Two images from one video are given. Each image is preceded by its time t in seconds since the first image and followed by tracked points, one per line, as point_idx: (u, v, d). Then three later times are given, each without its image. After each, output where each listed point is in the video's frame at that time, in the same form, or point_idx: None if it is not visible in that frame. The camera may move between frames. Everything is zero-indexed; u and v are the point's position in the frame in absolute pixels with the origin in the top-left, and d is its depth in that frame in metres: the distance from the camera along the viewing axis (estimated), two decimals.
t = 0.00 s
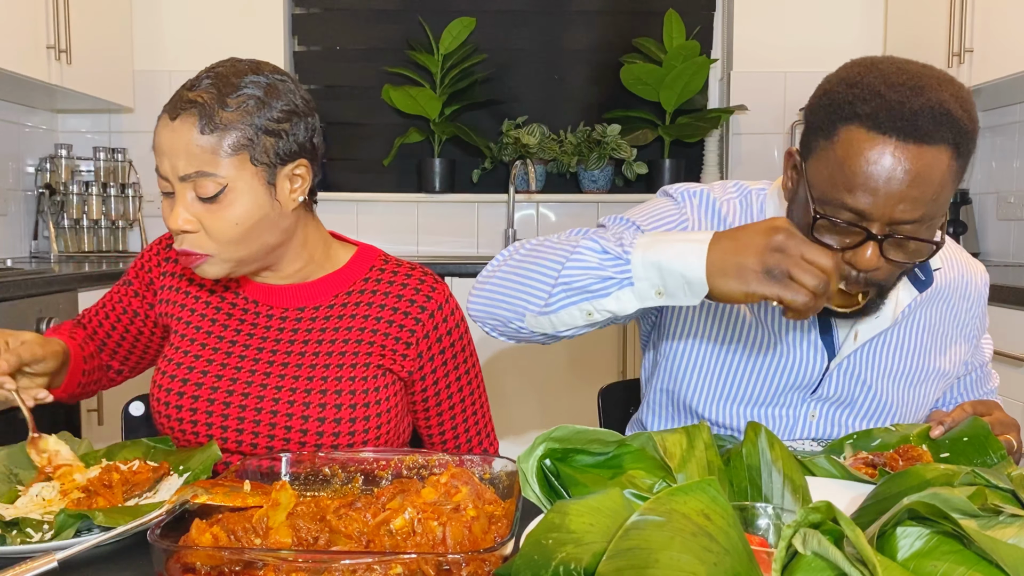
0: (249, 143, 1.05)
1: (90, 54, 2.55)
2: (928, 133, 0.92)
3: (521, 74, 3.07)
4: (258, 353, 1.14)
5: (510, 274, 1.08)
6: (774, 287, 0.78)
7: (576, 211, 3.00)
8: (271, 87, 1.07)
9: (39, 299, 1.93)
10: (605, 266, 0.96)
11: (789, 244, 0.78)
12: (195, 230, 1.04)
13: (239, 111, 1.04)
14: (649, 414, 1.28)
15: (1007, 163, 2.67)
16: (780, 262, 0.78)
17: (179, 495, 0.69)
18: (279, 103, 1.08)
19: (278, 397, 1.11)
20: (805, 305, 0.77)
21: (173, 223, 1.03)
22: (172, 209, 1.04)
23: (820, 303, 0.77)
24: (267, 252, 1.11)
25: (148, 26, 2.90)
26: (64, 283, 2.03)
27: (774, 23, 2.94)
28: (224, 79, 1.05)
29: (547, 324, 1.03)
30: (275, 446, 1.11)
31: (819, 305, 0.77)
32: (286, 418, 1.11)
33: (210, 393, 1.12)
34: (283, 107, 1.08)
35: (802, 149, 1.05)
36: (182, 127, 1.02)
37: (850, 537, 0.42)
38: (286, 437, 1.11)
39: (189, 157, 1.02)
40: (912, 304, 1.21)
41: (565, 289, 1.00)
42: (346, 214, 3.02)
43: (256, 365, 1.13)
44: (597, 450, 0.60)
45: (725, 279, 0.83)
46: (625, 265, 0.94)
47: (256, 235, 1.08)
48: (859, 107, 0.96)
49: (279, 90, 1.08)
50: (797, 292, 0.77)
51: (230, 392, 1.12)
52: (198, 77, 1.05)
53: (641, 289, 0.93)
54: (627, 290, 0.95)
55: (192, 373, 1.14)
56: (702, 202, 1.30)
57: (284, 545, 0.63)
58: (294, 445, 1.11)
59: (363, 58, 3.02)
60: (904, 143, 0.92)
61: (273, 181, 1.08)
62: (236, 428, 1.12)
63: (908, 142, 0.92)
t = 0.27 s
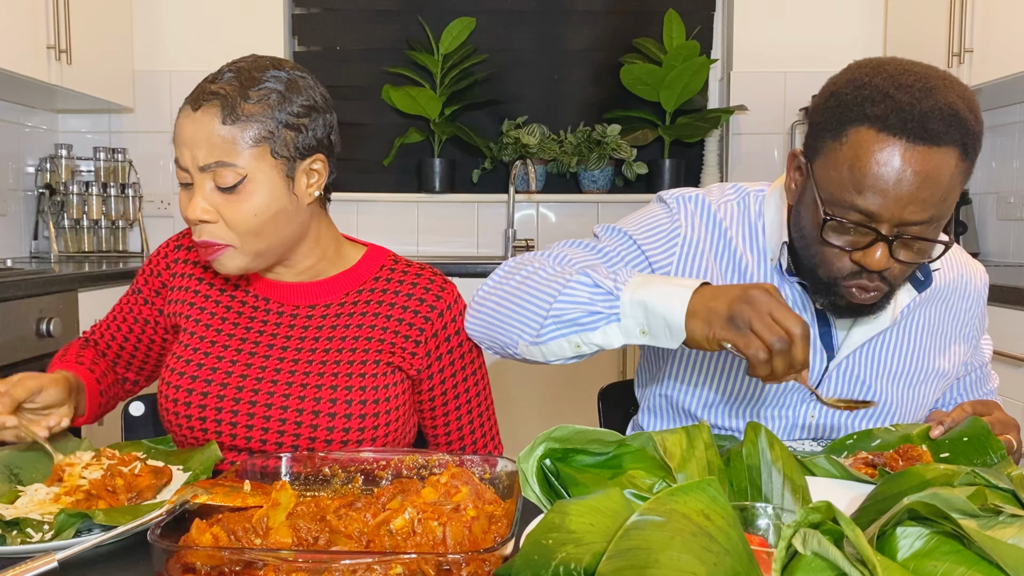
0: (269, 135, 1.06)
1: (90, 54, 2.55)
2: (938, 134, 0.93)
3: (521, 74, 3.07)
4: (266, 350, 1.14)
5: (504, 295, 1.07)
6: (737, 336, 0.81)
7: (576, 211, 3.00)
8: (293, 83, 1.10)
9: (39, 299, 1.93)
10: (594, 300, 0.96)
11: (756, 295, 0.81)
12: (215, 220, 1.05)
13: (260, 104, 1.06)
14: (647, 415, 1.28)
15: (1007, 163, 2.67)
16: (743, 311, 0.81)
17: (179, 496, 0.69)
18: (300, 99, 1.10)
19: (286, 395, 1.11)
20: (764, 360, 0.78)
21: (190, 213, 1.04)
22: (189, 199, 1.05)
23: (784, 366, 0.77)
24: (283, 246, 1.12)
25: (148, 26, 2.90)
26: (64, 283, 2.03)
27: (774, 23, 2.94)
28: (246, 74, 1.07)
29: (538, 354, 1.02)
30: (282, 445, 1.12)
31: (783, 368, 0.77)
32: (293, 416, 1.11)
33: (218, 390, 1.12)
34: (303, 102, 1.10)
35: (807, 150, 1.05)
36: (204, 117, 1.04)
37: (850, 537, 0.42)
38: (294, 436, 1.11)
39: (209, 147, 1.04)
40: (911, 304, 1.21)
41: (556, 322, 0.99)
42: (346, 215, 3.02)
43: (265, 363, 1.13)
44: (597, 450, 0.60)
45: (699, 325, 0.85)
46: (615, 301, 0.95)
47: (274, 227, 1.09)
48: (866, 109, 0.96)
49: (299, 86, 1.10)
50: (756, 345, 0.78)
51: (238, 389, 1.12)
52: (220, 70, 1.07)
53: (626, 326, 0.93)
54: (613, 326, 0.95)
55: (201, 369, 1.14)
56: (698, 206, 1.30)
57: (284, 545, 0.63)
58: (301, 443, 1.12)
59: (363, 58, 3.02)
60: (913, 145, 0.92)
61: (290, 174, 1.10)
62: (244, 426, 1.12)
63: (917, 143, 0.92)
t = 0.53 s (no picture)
0: (272, 130, 1.07)
1: (90, 55, 2.55)
2: (939, 113, 0.97)
3: (521, 74, 3.07)
4: (266, 347, 1.14)
5: (513, 313, 1.08)
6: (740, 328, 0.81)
7: (576, 211, 3.00)
8: (298, 80, 1.11)
9: (39, 300, 1.93)
10: (610, 323, 0.98)
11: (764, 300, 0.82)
12: (217, 213, 1.06)
13: (265, 100, 1.07)
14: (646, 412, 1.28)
15: (1007, 163, 2.67)
16: (751, 307, 0.82)
17: (179, 496, 0.69)
18: (305, 96, 1.11)
19: (286, 392, 1.11)
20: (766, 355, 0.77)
21: (194, 205, 1.06)
22: (194, 192, 1.07)
23: (788, 359, 0.76)
24: (284, 240, 1.13)
25: (148, 26, 2.90)
26: (64, 283, 2.02)
27: (774, 23, 2.94)
28: (251, 70, 1.08)
29: (552, 375, 1.03)
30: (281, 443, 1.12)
31: (786, 363, 0.76)
32: (294, 414, 1.11)
33: (218, 387, 1.12)
34: (307, 100, 1.11)
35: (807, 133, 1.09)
36: (209, 111, 1.05)
37: (850, 537, 0.42)
38: (294, 434, 1.11)
39: (214, 141, 1.05)
40: (908, 301, 1.22)
41: (570, 344, 1.00)
42: (346, 215, 3.02)
43: (265, 360, 1.13)
44: (597, 450, 0.60)
45: (708, 335, 0.86)
46: (630, 323, 0.97)
47: (276, 221, 1.10)
48: (872, 88, 1.00)
49: (304, 84, 1.11)
50: (759, 339, 0.78)
51: (239, 387, 1.12)
52: (227, 66, 1.09)
53: (642, 348, 0.95)
54: (629, 347, 0.96)
55: (201, 366, 1.14)
56: (695, 209, 1.29)
57: (284, 545, 0.63)
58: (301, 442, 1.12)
59: (363, 58, 3.02)
60: (916, 123, 0.96)
61: (293, 170, 1.11)
62: (243, 424, 1.12)
63: (919, 121, 0.96)
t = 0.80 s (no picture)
0: (271, 127, 1.08)
1: (90, 55, 2.55)
2: (934, 99, 0.99)
3: (521, 74, 3.07)
4: (265, 345, 1.14)
5: (533, 330, 1.09)
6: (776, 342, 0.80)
7: (576, 211, 3.00)
8: (294, 78, 1.12)
9: (39, 300, 1.93)
10: (637, 346, 0.98)
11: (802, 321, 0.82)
12: (218, 210, 1.06)
13: (263, 97, 1.08)
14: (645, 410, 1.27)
15: (1007, 163, 2.67)
16: (788, 323, 0.81)
17: (180, 496, 0.69)
18: (302, 94, 1.12)
19: (284, 387, 1.11)
20: (795, 369, 0.76)
21: (194, 203, 1.05)
22: (193, 191, 1.06)
23: (820, 376, 0.75)
24: (284, 236, 1.13)
25: (148, 26, 2.90)
26: (64, 283, 2.02)
27: (774, 23, 2.94)
28: (249, 69, 1.09)
29: (575, 397, 1.04)
30: (280, 440, 1.12)
31: (817, 380, 0.75)
32: (293, 410, 1.11)
33: (217, 385, 1.12)
34: (304, 98, 1.12)
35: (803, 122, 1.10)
36: (208, 109, 1.05)
37: (850, 537, 0.42)
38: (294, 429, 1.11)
39: (213, 138, 1.05)
40: (899, 295, 1.23)
41: (598, 366, 1.01)
42: (346, 215, 3.02)
43: (264, 357, 1.13)
44: (596, 450, 0.60)
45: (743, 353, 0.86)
46: (659, 347, 0.97)
47: (276, 218, 1.10)
48: (870, 76, 1.02)
49: (301, 82, 1.12)
50: (791, 355, 0.77)
51: (239, 383, 1.12)
52: (224, 65, 1.09)
53: (671, 372, 0.95)
54: (657, 371, 0.96)
55: (197, 365, 1.14)
56: (693, 209, 1.29)
57: (284, 545, 0.63)
58: (299, 438, 1.12)
59: (363, 58, 3.02)
60: (913, 108, 0.98)
61: (292, 166, 1.11)
62: (243, 421, 1.11)
63: (915, 106, 0.98)
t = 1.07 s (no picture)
0: (272, 116, 1.10)
1: (90, 54, 2.55)
2: (938, 104, 0.99)
3: (521, 74, 3.07)
4: (264, 342, 1.14)
5: (538, 331, 1.09)
6: (770, 366, 0.80)
7: (576, 211, 3.00)
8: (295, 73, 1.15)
9: (39, 300, 1.93)
10: (637, 353, 0.97)
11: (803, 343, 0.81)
12: (221, 196, 1.08)
13: (265, 87, 1.11)
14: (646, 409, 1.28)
15: (1006, 163, 2.67)
16: (786, 347, 0.81)
17: (180, 495, 0.69)
18: (303, 87, 1.15)
19: (284, 383, 1.12)
20: (781, 399, 0.77)
21: (197, 189, 1.07)
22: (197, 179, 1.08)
23: (803, 410, 0.76)
24: (286, 226, 1.14)
25: (148, 26, 2.90)
26: (64, 282, 2.02)
27: (774, 23, 2.94)
28: (252, 62, 1.12)
29: (574, 399, 1.05)
30: (283, 437, 1.12)
31: (800, 414, 0.76)
32: (294, 407, 1.11)
33: (218, 382, 1.12)
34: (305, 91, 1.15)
35: (804, 126, 1.10)
36: (212, 99, 1.08)
37: (850, 537, 0.42)
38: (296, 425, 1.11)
39: (217, 126, 1.08)
40: (896, 293, 1.24)
41: (596, 372, 1.01)
42: (346, 215, 3.02)
43: (265, 355, 1.13)
44: (597, 450, 0.60)
45: (739, 368, 0.85)
46: (658, 355, 0.97)
47: (278, 206, 1.12)
48: (873, 82, 1.02)
49: (302, 76, 1.15)
50: (780, 382, 0.78)
51: (239, 381, 1.12)
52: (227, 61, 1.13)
53: (669, 381, 0.94)
54: (656, 379, 0.96)
55: (196, 364, 1.14)
56: (692, 209, 1.30)
57: (284, 545, 0.63)
58: (301, 435, 1.12)
59: (363, 58, 3.02)
60: (916, 113, 0.98)
61: (294, 154, 1.13)
62: (243, 418, 1.11)
63: (919, 112, 0.98)
